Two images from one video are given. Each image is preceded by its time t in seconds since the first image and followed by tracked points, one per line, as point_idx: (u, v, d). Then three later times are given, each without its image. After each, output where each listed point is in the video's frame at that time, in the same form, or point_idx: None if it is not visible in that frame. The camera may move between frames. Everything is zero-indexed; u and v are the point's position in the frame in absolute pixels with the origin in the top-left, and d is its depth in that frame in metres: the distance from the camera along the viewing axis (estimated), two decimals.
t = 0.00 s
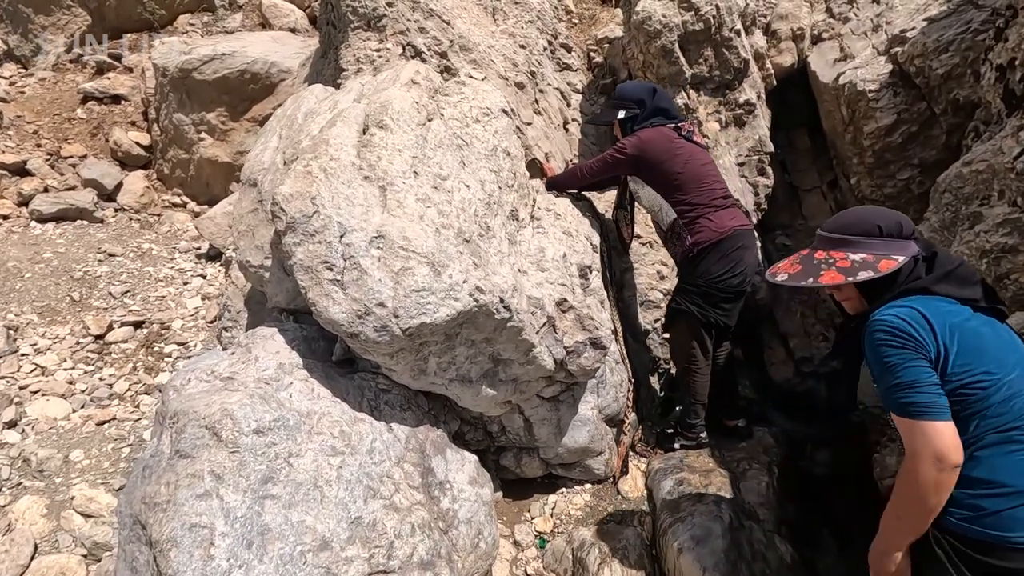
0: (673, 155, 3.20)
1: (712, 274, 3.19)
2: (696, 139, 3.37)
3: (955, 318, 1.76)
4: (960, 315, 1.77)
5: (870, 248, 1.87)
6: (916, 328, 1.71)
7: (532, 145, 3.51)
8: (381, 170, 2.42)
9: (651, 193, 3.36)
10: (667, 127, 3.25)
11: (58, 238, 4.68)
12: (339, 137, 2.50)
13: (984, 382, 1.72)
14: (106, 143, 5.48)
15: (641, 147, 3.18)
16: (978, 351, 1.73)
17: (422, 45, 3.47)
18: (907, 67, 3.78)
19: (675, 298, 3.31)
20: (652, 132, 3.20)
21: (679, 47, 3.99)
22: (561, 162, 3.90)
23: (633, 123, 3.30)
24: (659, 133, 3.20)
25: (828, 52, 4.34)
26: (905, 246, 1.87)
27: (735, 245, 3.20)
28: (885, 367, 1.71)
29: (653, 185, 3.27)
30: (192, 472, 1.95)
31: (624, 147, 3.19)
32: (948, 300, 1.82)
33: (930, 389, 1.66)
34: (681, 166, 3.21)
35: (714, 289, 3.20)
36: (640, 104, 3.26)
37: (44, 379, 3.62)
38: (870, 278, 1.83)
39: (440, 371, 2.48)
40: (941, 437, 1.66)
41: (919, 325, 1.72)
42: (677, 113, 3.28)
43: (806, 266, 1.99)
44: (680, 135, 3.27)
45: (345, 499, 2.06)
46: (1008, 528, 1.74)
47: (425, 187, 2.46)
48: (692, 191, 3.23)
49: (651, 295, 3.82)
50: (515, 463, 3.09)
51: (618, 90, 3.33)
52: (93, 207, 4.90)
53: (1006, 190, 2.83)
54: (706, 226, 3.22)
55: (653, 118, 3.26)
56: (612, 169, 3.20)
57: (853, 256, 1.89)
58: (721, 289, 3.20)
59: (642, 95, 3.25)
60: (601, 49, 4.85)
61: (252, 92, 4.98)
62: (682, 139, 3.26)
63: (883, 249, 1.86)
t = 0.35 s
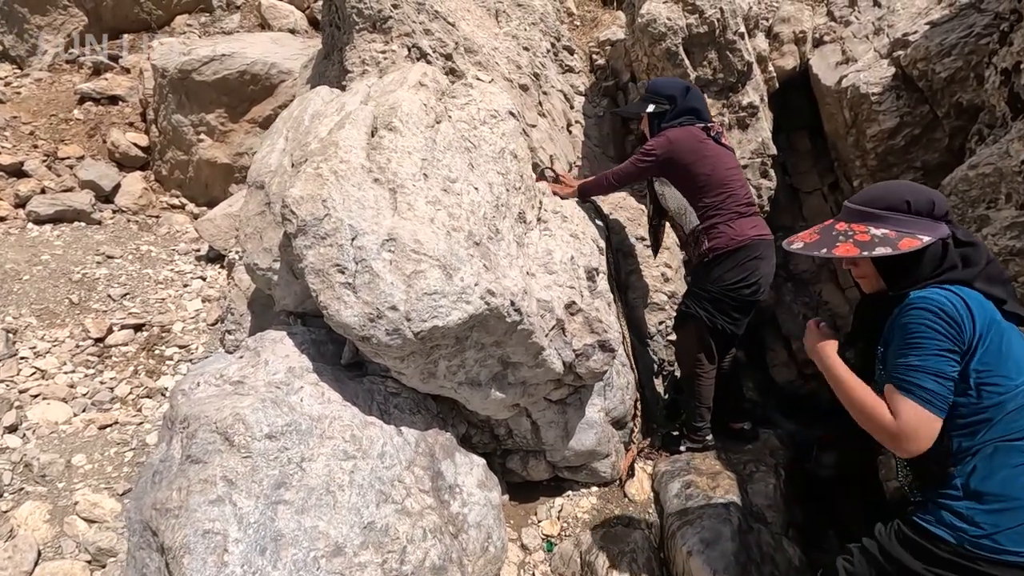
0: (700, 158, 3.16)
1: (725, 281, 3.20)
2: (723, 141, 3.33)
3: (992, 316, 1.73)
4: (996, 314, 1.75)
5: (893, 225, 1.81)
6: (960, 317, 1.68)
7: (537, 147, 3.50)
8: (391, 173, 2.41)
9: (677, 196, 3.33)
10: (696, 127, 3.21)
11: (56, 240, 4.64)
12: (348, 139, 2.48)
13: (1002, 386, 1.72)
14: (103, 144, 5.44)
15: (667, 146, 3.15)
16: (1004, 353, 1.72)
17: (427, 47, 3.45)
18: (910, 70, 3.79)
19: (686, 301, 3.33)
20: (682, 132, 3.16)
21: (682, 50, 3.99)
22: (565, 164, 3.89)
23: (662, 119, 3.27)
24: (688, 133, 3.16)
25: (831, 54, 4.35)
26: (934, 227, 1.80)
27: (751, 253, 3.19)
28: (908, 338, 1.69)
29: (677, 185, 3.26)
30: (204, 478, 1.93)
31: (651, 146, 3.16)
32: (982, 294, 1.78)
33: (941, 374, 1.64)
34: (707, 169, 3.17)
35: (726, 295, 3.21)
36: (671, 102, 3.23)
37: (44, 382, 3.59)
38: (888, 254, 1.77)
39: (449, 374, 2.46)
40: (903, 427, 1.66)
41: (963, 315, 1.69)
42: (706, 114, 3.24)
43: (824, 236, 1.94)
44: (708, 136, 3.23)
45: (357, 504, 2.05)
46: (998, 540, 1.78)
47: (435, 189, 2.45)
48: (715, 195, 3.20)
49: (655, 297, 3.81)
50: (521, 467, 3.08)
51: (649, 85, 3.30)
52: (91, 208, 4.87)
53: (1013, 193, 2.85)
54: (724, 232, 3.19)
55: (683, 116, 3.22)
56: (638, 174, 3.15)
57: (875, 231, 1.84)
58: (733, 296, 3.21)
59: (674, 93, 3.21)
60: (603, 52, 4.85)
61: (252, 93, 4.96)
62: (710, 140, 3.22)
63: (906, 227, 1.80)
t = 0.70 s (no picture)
0: (708, 159, 3.20)
1: (733, 280, 3.16)
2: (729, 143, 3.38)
3: (890, 330, 1.79)
4: (898, 329, 1.80)
5: (795, 218, 1.95)
6: (851, 324, 1.75)
7: (543, 148, 3.51)
8: (403, 174, 2.42)
9: (682, 197, 3.36)
10: (703, 129, 3.27)
11: (57, 241, 4.63)
12: (360, 140, 2.48)
13: (880, 397, 1.83)
14: (103, 145, 5.43)
15: (674, 149, 3.21)
16: (890, 368, 1.80)
17: (434, 48, 3.45)
18: (912, 72, 3.81)
19: (694, 302, 3.35)
20: (688, 134, 3.22)
21: (686, 51, 4.01)
22: (570, 165, 3.90)
23: (669, 122, 3.32)
24: (695, 135, 3.22)
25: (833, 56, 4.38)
26: (832, 236, 1.88)
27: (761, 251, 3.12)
28: (805, 341, 1.78)
29: (686, 187, 3.30)
30: (223, 478, 1.94)
31: (659, 150, 3.24)
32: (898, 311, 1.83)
33: (827, 383, 1.76)
34: (714, 170, 3.21)
35: (735, 294, 3.18)
36: (681, 103, 3.27)
37: (49, 384, 3.58)
38: (767, 242, 1.95)
39: (461, 374, 2.47)
40: (780, 424, 1.79)
41: (858, 320, 1.76)
42: (713, 115, 3.30)
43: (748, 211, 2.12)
44: (715, 138, 3.29)
45: (374, 504, 2.06)
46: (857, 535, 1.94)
47: (447, 190, 2.46)
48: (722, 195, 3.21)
49: (661, 298, 3.83)
50: (529, 467, 3.09)
51: (660, 84, 3.35)
52: (92, 210, 4.85)
53: (1019, 194, 2.88)
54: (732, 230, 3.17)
55: (691, 118, 3.29)
56: (649, 179, 3.26)
57: (777, 219, 1.99)
58: (743, 295, 3.17)
59: (683, 94, 3.25)
60: (606, 54, 4.85)
61: (254, 94, 4.95)
62: (717, 142, 3.27)
63: (804, 226, 1.92)
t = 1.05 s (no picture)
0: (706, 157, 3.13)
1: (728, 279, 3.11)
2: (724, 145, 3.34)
3: (752, 290, 1.94)
4: (761, 291, 1.96)
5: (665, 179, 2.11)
6: (716, 282, 1.89)
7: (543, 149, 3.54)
8: (407, 174, 2.44)
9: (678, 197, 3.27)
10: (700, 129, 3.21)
11: (56, 243, 4.63)
12: (364, 140, 2.49)
13: (754, 357, 1.96)
14: (101, 146, 5.43)
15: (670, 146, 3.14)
16: (757, 329, 1.95)
17: (435, 49, 3.46)
18: (908, 72, 3.83)
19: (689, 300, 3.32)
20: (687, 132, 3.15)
21: (684, 52, 4.03)
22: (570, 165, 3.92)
23: (668, 120, 3.25)
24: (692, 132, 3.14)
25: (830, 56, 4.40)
26: (698, 192, 2.05)
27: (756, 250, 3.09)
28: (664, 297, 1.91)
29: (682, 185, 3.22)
30: (231, 476, 1.96)
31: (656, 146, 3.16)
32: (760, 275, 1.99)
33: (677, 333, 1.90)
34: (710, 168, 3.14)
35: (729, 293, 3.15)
36: (680, 101, 3.20)
37: (50, 385, 3.59)
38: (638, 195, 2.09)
39: (465, 373, 2.48)
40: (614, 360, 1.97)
41: (721, 280, 1.90)
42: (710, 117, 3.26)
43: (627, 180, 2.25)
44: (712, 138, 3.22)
45: (380, 501, 2.08)
46: (748, 500, 1.98)
47: (450, 190, 2.48)
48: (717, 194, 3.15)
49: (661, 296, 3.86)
50: (531, 465, 3.11)
51: (659, 80, 3.26)
52: (91, 211, 4.85)
53: (1015, 191, 2.90)
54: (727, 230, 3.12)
55: (690, 118, 3.23)
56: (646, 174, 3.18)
57: (650, 178, 2.14)
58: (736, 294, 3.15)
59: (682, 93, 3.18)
60: (605, 54, 4.83)
61: (253, 95, 4.95)
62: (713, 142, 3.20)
63: (674, 184, 2.09)
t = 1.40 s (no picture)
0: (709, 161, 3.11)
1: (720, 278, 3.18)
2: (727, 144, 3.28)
3: (691, 267, 1.87)
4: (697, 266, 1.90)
5: (607, 160, 1.93)
6: (664, 261, 1.80)
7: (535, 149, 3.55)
8: (397, 175, 2.45)
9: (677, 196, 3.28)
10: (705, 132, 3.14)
11: (48, 245, 4.63)
12: (353, 142, 2.51)
13: (688, 333, 1.90)
14: (94, 149, 5.43)
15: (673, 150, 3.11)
16: (693, 303, 1.89)
17: (426, 51, 3.47)
18: (895, 73, 3.86)
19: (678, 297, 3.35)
20: (692, 136, 3.10)
21: (674, 53, 4.04)
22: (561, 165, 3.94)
23: (675, 119, 3.18)
24: (696, 138, 3.10)
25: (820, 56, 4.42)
26: (644, 168, 1.92)
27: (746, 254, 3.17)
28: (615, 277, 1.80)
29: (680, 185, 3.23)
30: (220, 476, 1.97)
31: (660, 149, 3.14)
32: (693, 250, 1.91)
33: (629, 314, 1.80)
34: (711, 173, 3.12)
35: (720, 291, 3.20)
36: (695, 99, 3.12)
37: (41, 388, 3.59)
38: (586, 184, 1.89)
39: (455, 373, 2.49)
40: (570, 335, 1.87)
41: (669, 260, 1.81)
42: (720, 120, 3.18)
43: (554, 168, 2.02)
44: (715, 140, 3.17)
45: (369, 500, 2.10)
46: (683, 470, 1.98)
47: (439, 191, 2.49)
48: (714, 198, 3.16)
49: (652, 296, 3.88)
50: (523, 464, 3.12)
51: (682, 73, 3.17)
52: (83, 213, 4.85)
53: (997, 190, 2.90)
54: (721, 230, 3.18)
55: (698, 120, 3.16)
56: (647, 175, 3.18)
57: (591, 164, 1.95)
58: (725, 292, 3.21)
59: (700, 91, 3.10)
60: (596, 55, 4.84)
61: (246, 97, 4.96)
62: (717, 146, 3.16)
63: (619, 163, 1.92)
